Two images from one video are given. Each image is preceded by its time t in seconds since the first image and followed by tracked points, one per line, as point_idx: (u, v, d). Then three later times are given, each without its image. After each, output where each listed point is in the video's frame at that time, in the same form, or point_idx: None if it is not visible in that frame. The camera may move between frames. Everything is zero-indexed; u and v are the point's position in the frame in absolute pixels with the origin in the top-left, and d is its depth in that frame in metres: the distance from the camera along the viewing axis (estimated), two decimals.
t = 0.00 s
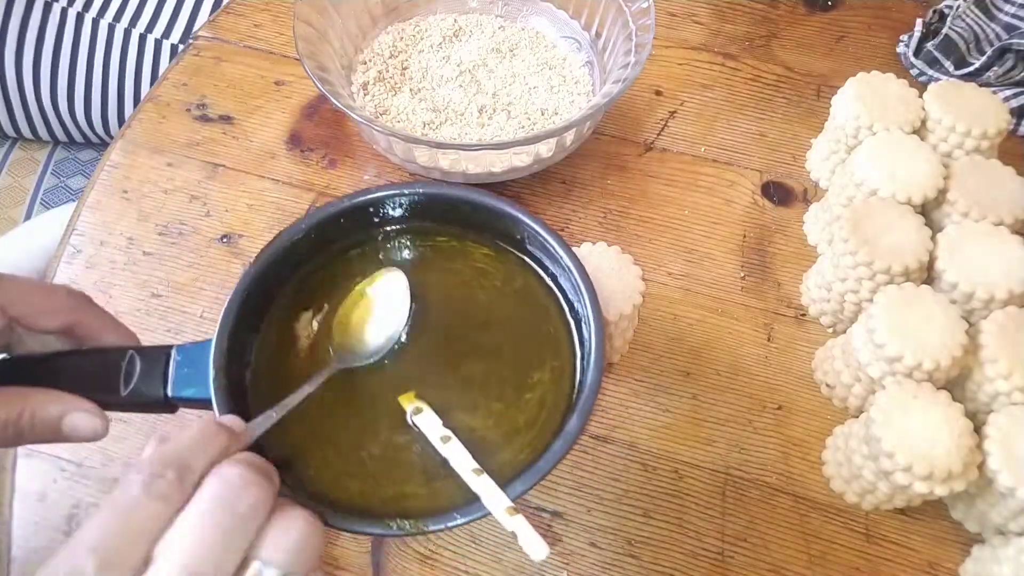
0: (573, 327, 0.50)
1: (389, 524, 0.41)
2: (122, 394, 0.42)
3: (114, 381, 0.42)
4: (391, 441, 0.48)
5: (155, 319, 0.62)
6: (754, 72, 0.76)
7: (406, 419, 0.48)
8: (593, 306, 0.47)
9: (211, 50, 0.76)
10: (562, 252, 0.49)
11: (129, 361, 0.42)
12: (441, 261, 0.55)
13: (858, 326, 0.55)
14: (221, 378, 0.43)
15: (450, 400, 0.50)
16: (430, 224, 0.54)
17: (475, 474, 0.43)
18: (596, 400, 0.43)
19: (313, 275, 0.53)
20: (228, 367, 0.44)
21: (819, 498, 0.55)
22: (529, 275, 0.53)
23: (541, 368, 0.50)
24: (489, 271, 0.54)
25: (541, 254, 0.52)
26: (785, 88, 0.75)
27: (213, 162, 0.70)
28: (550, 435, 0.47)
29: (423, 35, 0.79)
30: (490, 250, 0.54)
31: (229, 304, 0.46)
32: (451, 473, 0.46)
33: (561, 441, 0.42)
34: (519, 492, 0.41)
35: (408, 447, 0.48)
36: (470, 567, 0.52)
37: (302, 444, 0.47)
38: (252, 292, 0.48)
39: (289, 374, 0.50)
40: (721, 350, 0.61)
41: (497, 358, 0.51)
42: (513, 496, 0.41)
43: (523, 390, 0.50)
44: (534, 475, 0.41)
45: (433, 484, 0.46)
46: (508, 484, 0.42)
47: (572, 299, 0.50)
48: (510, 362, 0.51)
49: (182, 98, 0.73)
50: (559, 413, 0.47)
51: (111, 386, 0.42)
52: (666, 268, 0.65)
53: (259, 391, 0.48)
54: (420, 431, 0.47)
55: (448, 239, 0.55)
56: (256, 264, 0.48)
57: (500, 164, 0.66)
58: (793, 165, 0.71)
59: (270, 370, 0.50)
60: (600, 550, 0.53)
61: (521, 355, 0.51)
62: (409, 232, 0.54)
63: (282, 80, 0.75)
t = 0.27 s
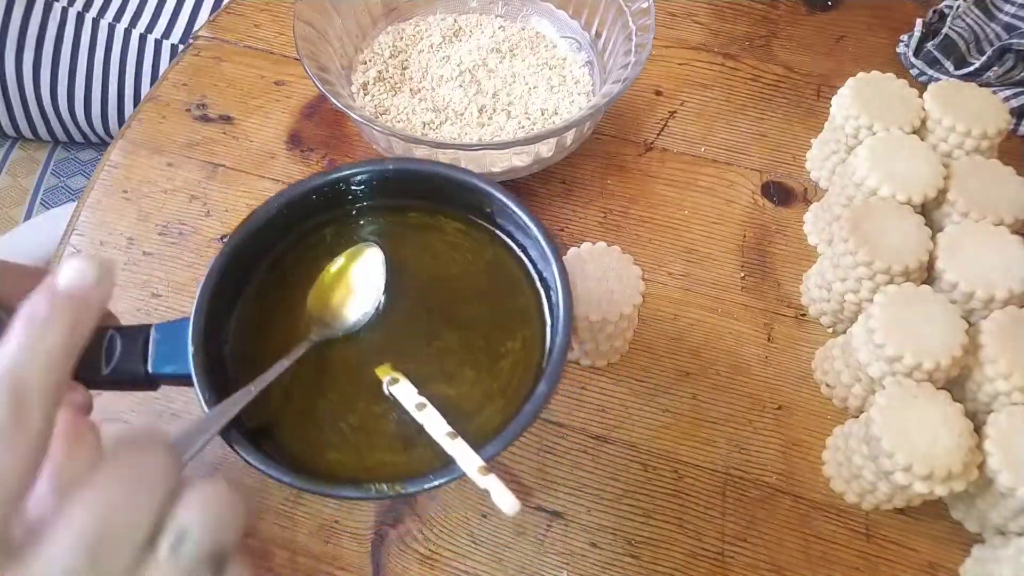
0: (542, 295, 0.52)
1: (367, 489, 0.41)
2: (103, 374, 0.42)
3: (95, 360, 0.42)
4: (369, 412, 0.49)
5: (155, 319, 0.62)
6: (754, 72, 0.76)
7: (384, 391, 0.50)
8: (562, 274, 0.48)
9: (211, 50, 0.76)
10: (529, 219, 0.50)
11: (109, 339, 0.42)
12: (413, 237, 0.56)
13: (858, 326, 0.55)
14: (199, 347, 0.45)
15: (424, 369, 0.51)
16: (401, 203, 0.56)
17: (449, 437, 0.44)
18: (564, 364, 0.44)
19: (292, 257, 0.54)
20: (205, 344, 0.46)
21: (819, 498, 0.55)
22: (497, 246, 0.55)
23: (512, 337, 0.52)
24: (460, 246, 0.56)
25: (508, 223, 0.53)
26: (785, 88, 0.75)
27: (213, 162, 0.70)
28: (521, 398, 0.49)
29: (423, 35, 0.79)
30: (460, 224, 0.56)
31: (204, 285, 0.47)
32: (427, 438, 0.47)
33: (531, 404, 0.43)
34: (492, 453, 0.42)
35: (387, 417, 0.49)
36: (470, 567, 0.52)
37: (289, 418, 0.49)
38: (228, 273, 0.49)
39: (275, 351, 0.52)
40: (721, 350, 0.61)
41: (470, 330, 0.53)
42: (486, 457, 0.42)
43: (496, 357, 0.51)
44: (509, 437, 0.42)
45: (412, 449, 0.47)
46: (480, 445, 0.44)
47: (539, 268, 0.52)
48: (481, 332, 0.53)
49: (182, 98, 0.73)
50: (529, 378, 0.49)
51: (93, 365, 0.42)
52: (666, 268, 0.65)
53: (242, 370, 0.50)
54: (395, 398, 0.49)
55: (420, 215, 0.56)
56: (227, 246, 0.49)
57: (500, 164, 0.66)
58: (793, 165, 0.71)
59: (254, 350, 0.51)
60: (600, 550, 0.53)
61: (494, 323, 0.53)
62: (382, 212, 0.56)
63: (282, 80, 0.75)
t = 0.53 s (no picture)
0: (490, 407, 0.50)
1: None
2: (88, 465, 0.44)
3: (82, 451, 0.44)
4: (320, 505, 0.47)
5: (155, 319, 0.62)
6: (754, 72, 0.76)
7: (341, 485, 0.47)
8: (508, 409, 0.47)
9: (211, 50, 0.76)
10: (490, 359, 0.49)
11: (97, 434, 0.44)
12: (371, 336, 0.54)
13: (858, 326, 0.55)
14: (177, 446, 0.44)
15: (373, 467, 0.49)
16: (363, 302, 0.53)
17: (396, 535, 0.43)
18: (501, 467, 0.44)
19: (255, 357, 0.52)
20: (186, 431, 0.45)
21: (819, 498, 0.55)
22: (454, 356, 0.52)
23: (460, 437, 0.50)
24: (419, 349, 0.53)
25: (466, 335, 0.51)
26: (785, 88, 0.75)
27: (213, 162, 0.70)
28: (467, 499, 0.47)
29: (423, 36, 0.79)
30: (417, 331, 0.53)
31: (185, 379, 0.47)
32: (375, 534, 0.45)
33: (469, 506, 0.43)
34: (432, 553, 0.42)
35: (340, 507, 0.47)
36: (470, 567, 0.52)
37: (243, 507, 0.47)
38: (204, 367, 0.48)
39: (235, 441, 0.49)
40: (721, 350, 0.61)
41: (423, 425, 0.50)
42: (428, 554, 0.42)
43: (444, 456, 0.49)
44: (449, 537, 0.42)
45: (360, 543, 0.46)
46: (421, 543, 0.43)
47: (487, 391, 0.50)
48: (434, 427, 0.50)
49: (182, 98, 0.73)
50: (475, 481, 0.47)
51: (80, 458, 0.44)
52: (666, 268, 0.65)
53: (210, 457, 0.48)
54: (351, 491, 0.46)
55: (380, 318, 0.54)
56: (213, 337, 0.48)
57: (500, 164, 0.66)
58: (793, 165, 0.71)
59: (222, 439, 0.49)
60: (600, 551, 0.53)
61: (445, 420, 0.51)
62: (343, 316, 0.54)
63: (283, 80, 0.75)
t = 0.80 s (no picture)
0: (517, 443, 0.52)
1: None
2: (144, 502, 0.47)
3: (137, 489, 0.47)
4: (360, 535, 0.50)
5: (156, 319, 0.62)
6: (753, 72, 0.76)
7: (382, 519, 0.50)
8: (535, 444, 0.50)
9: (211, 50, 0.76)
10: (515, 388, 0.52)
11: (149, 476, 0.47)
12: (399, 375, 0.56)
13: (858, 326, 0.55)
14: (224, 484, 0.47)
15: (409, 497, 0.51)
16: (392, 343, 0.57)
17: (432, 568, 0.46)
18: (530, 508, 0.47)
19: (291, 398, 0.54)
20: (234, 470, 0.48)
21: (819, 498, 0.55)
22: (479, 390, 0.55)
23: (490, 471, 0.52)
24: (447, 386, 0.56)
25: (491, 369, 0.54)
26: (785, 88, 0.75)
27: (213, 162, 0.70)
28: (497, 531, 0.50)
29: (422, 36, 0.79)
30: (448, 364, 0.56)
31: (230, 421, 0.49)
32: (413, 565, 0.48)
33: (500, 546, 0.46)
34: None
35: (380, 539, 0.50)
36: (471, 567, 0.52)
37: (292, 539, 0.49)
38: (247, 410, 0.51)
39: (278, 477, 0.52)
40: (721, 350, 0.61)
41: (452, 459, 0.53)
42: None
43: (475, 487, 0.52)
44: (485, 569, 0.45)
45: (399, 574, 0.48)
46: None
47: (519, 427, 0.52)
48: (463, 461, 0.53)
49: (182, 98, 0.73)
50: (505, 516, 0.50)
51: (136, 497, 0.47)
52: (666, 268, 0.65)
53: (255, 494, 0.50)
54: (392, 527, 0.49)
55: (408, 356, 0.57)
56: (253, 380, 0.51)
57: (499, 164, 0.66)
58: (793, 165, 0.71)
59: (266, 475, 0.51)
60: (600, 551, 0.53)
61: (473, 454, 0.53)
62: (373, 355, 0.56)
63: (282, 80, 0.75)
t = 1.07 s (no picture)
0: (521, 446, 0.52)
1: None
2: (156, 496, 0.48)
3: (148, 486, 0.48)
4: (360, 536, 0.50)
5: (155, 319, 0.62)
6: (753, 72, 0.76)
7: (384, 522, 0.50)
8: (539, 450, 0.50)
9: (211, 50, 0.76)
10: (520, 392, 0.52)
11: (160, 471, 0.48)
12: (405, 378, 0.56)
13: (858, 326, 0.55)
14: (231, 483, 0.48)
15: (411, 499, 0.51)
16: (401, 346, 0.57)
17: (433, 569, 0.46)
18: (531, 512, 0.47)
19: (302, 399, 0.55)
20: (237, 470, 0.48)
21: (819, 498, 0.55)
22: (487, 394, 0.55)
23: (493, 474, 0.52)
24: (455, 390, 0.56)
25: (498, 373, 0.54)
26: (785, 88, 0.75)
27: (213, 163, 0.70)
28: (498, 537, 0.49)
29: (423, 36, 0.79)
30: (453, 366, 0.56)
31: (239, 421, 0.50)
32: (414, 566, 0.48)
33: (502, 549, 0.46)
34: None
35: (381, 542, 0.49)
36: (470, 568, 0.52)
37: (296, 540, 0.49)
38: (255, 414, 0.51)
39: (285, 477, 0.52)
40: (721, 350, 0.61)
41: (457, 464, 0.53)
42: None
43: (478, 492, 0.51)
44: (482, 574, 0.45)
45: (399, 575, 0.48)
46: None
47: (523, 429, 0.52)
48: (468, 466, 0.52)
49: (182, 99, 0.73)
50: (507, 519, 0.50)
51: (146, 492, 0.48)
52: (666, 268, 0.65)
53: (261, 493, 0.51)
54: (394, 530, 0.49)
55: (417, 359, 0.57)
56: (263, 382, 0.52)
57: (499, 164, 0.66)
58: (793, 165, 0.71)
59: (275, 474, 0.52)
60: (600, 551, 0.53)
61: (476, 456, 0.53)
62: (381, 359, 0.57)
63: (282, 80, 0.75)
